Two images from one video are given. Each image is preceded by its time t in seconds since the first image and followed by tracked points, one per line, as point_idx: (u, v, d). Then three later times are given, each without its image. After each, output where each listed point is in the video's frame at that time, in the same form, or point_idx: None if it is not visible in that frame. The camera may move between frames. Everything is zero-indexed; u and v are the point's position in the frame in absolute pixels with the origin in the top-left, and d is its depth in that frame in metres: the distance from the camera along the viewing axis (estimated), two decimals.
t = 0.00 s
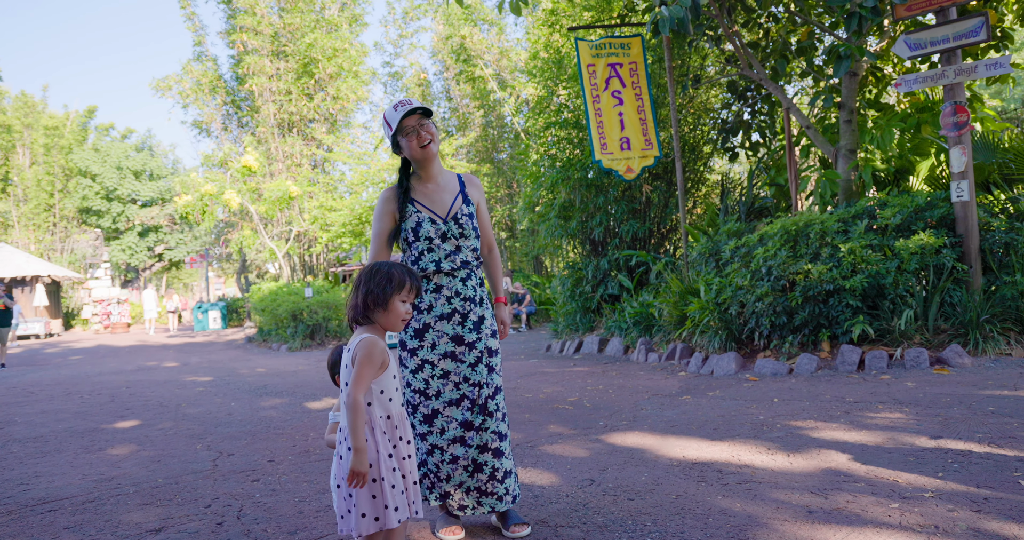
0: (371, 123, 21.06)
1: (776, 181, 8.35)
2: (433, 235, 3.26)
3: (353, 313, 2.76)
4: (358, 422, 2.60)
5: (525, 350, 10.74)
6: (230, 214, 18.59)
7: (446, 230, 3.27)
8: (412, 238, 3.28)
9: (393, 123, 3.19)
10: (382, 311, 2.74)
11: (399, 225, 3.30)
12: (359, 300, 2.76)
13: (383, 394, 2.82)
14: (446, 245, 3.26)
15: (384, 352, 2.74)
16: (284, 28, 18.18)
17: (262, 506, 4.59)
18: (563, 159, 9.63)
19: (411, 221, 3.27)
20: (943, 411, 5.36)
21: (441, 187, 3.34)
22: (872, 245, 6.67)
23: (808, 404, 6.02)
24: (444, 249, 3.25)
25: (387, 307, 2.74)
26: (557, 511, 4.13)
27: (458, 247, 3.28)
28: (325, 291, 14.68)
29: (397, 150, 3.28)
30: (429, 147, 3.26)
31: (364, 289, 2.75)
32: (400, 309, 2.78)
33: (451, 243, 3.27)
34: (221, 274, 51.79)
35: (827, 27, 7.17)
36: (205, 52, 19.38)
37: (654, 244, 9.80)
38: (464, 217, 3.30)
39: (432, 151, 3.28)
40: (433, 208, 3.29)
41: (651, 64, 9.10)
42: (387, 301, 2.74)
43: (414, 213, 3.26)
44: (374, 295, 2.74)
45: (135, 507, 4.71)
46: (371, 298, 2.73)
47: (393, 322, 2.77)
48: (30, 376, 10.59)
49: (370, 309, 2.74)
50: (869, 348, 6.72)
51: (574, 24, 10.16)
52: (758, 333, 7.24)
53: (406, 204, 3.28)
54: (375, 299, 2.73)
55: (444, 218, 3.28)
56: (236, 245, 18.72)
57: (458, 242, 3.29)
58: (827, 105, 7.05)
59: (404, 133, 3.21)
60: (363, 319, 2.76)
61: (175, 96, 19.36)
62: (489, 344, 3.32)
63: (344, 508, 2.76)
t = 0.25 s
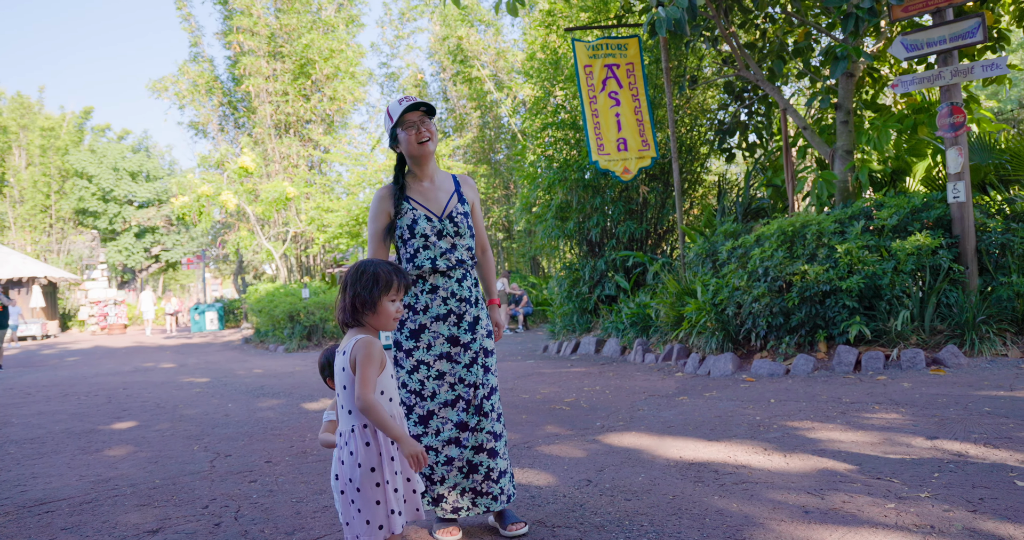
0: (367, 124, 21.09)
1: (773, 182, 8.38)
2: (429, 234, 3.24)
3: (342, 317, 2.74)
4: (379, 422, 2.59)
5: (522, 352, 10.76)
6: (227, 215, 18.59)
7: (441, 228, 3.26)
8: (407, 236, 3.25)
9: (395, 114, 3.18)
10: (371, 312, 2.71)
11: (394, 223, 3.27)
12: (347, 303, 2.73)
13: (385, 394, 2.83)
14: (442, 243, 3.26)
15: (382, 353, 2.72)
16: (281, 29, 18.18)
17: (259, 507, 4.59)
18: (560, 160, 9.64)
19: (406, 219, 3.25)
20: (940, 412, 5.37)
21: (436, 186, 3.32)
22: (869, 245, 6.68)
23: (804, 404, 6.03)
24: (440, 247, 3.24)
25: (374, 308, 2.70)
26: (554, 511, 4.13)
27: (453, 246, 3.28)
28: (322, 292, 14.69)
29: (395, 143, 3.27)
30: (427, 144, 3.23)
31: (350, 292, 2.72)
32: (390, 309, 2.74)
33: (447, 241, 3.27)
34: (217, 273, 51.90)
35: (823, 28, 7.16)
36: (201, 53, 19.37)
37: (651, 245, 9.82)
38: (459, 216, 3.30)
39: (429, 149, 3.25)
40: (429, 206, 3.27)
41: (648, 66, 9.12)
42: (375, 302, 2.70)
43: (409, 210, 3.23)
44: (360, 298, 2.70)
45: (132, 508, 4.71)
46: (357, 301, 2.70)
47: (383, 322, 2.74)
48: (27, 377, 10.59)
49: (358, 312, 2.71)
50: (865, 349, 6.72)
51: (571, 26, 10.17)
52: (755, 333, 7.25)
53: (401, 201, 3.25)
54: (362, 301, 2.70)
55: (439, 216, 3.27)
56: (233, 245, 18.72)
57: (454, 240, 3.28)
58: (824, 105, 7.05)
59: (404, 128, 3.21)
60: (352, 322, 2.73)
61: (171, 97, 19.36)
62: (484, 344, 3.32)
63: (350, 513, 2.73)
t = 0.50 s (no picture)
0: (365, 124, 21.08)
1: (771, 182, 8.37)
2: (427, 235, 3.21)
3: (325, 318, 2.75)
4: (362, 425, 2.59)
5: (520, 352, 10.76)
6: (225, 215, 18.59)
7: (439, 229, 3.24)
8: (406, 239, 3.22)
9: (395, 111, 3.18)
10: (355, 314, 2.73)
11: (391, 223, 3.24)
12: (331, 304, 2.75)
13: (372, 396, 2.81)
14: (441, 244, 3.23)
15: (366, 353, 2.73)
16: (279, 30, 18.19)
17: (258, 507, 4.59)
18: (558, 160, 9.63)
19: (404, 220, 3.22)
20: (938, 412, 5.37)
21: (433, 185, 3.31)
22: (867, 246, 6.67)
23: (802, 405, 6.03)
24: (439, 249, 3.22)
25: (359, 309, 2.73)
26: (551, 511, 4.13)
27: (452, 246, 3.25)
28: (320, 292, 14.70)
29: (391, 138, 3.27)
30: (424, 143, 3.25)
31: (334, 294, 2.74)
32: (372, 309, 2.77)
33: (445, 242, 3.25)
34: (216, 274, 51.91)
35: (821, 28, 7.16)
36: (199, 54, 19.38)
37: (649, 245, 9.82)
38: (457, 217, 3.27)
39: (426, 148, 3.27)
40: (426, 206, 3.25)
41: (646, 66, 9.12)
42: (358, 303, 2.73)
43: (406, 209, 3.21)
44: (345, 298, 2.72)
45: (131, 508, 4.72)
46: (342, 301, 2.72)
47: (367, 324, 2.76)
48: (25, 378, 10.60)
49: (342, 313, 2.73)
50: (863, 349, 6.72)
51: (569, 26, 10.17)
52: (753, 334, 7.25)
53: (397, 204, 3.23)
54: (346, 302, 2.72)
55: (437, 217, 3.25)
56: (231, 246, 18.72)
57: (453, 241, 3.26)
58: (822, 106, 7.03)
59: (403, 125, 3.21)
60: (336, 326, 2.75)
61: (169, 97, 19.37)
62: (482, 343, 3.30)
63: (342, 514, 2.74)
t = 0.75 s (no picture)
0: (364, 124, 21.07)
1: (770, 183, 8.36)
2: (429, 237, 3.20)
3: (303, 318, 2.75)
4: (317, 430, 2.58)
5: (519, 352, 10.76)
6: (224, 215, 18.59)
7: (441, 230, 3.22)
8: (407, 240, 3.21)
9: (395, 111, 3.17)
10: (332, 315, 2.73)
11: (393, 225, 3.23)
12: (309, 305, 2.75)
13: (344, 399, 2.78)
14: (442, 246, 3.22)
15: (338, 357, 2.72)
16: (277, 30, 18.19)
17: (257, 507, 4.60)
18: (557, 160, 9.62)
19: (406, 221, 3.21)
20: (936, 413, 5.36)
21: (435, 185, 3.28)
22: (866, 246, 6.67)
23: (801, 405, 6.03)
24: (440, 250, 3.21)
25: (336, 311, 2.74)
26: (550, 511, 4.14)
27: (453, 248, 3.24)
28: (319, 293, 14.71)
29: (393, 139, 3.24)
30: (426, 143, 3.22)
31: (312, 294, 2.74)
32: (348, 310, 2.78)
33: (447, 244, 3.23)
34: (215, 274, 51.92)
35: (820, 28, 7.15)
36: (198, 54, 19.38)
37: (648, 245, 9.81)
38: (459, 218, 3.25)
39: (428, 147, 3.24)
40: (428, 207, 3.23)
41: (645, 66, 9.11)
42: (336, 306, 2.74)
43: (408, 211, 3.20)
44: (323, 299, 2.73)
45: (130, 507, 4.73)
46: (320, 303, 2.73)
47: (344, 326, 2.77)
48: (24, 378, 10.60)
49: (319, 315, 2.73)
50: (862, 349, 6.71)
51: (568, 26, 10.16)
52: (752, 334, 7.24)
53: (399, 205, 3.21)
54: (324, 303, 2.73)
55: (439, 218, 3.23)
56: (230, 246, 18.72)
57: (454, 243, 3.24)
58: (822, 107, 7.03)
59: (403, 124, 3.19)
60: (312, 326, 2.75)
61: (168, 98, 19.37)
62: (484, 341, 3.26)
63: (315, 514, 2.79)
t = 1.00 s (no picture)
0: (365, 123, 21.06)
1: (771, 182, 8.32)
2: (439, 237, 3.15)
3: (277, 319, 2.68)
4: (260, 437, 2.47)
5: (519, 352, 10.75)
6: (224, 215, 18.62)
7: (452, 231, 3.17)
8: (418, 240, 3.15)
9: (410, 110, 3.08)
10: (308, 315, 2.68)
11: (403, 224, 3.15)
12: (283, 304, 2.69)
13: (300, 406, 2.67)
14: (452, 246, 3.17)
15: (300, 362, 2.62)
16: (278, 29, 18.22)
17: (257, 506, 4.61)
18: (557, 160, 9.62)
19: (416, 221, 3.14)
20: (938, 413, 5.34)
21: (446, 184, 3.23)
22: (867, 246, 6.64)
23: (801, 405, 6.01)
24: (450, 251, 3.16)
25: (312, 310, 2.69)
26: (550, 511, 4.13)
27: (462, 249, 3.19)
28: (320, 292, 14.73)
29: (405, 139, 3.17)
30: (440, 144, 3.16)
31: (286, 293, 2.69)
32: (323, 309, 2.73)
33: (457, 244, 3.18)
34: (218, 273, 52.04)
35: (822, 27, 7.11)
36: (199, 53, 19.41)
37: (648, 245, 9.79)
38: (469, 218, 3.21)
39: (441, 148, 3.18)
40: (439, 207, 3.17)
41: (646, 65, 9.10)
42: (312, 305, 2.69)
43: (420, 210, 3.13)
44: (298, 298, 2.67)
45: (131, 506, 4.75)
46: (296, 302, 2.67)
47: (318, 325, 2.71)
48: (26, 376, 10.65)
49: (294, 315, 2.68)
50: (864, 350, 6.68)
51: (568, 25, 10.15)
52: (753, 334, 7.22)
53: (410, 203, 3.14)
54: (300, 302, 2.67)
55: (449, 219, 3.18)
56: (231, 245, 18.76)
57: (463, 243, 3.20)
58: (824, 106, 6.99)
59: (417, 125, 3.12)
60: (285, 328, 2.69)
61: (169, 97, 19.41)
62: (492, 340, 3.23)
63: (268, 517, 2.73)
